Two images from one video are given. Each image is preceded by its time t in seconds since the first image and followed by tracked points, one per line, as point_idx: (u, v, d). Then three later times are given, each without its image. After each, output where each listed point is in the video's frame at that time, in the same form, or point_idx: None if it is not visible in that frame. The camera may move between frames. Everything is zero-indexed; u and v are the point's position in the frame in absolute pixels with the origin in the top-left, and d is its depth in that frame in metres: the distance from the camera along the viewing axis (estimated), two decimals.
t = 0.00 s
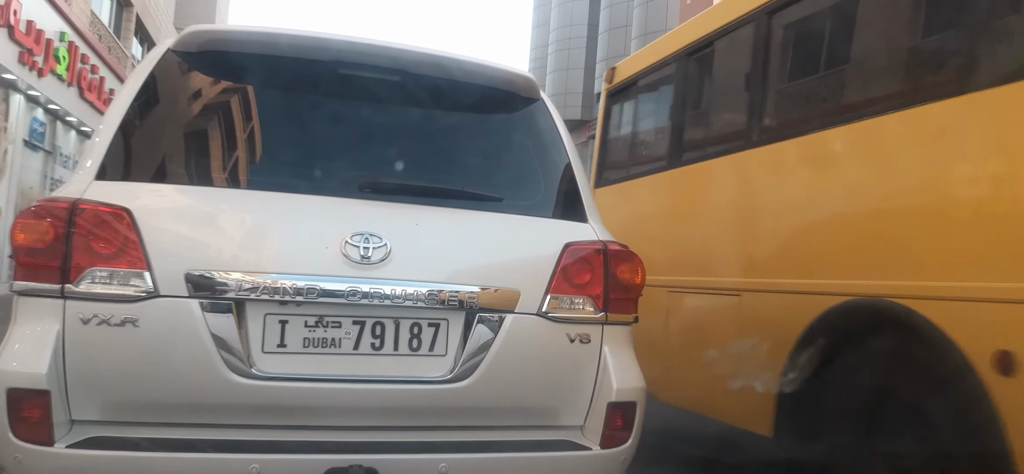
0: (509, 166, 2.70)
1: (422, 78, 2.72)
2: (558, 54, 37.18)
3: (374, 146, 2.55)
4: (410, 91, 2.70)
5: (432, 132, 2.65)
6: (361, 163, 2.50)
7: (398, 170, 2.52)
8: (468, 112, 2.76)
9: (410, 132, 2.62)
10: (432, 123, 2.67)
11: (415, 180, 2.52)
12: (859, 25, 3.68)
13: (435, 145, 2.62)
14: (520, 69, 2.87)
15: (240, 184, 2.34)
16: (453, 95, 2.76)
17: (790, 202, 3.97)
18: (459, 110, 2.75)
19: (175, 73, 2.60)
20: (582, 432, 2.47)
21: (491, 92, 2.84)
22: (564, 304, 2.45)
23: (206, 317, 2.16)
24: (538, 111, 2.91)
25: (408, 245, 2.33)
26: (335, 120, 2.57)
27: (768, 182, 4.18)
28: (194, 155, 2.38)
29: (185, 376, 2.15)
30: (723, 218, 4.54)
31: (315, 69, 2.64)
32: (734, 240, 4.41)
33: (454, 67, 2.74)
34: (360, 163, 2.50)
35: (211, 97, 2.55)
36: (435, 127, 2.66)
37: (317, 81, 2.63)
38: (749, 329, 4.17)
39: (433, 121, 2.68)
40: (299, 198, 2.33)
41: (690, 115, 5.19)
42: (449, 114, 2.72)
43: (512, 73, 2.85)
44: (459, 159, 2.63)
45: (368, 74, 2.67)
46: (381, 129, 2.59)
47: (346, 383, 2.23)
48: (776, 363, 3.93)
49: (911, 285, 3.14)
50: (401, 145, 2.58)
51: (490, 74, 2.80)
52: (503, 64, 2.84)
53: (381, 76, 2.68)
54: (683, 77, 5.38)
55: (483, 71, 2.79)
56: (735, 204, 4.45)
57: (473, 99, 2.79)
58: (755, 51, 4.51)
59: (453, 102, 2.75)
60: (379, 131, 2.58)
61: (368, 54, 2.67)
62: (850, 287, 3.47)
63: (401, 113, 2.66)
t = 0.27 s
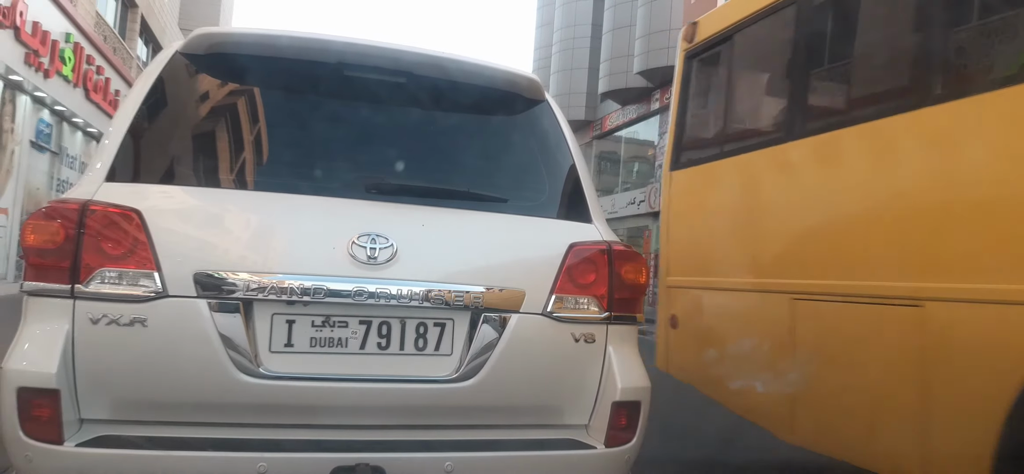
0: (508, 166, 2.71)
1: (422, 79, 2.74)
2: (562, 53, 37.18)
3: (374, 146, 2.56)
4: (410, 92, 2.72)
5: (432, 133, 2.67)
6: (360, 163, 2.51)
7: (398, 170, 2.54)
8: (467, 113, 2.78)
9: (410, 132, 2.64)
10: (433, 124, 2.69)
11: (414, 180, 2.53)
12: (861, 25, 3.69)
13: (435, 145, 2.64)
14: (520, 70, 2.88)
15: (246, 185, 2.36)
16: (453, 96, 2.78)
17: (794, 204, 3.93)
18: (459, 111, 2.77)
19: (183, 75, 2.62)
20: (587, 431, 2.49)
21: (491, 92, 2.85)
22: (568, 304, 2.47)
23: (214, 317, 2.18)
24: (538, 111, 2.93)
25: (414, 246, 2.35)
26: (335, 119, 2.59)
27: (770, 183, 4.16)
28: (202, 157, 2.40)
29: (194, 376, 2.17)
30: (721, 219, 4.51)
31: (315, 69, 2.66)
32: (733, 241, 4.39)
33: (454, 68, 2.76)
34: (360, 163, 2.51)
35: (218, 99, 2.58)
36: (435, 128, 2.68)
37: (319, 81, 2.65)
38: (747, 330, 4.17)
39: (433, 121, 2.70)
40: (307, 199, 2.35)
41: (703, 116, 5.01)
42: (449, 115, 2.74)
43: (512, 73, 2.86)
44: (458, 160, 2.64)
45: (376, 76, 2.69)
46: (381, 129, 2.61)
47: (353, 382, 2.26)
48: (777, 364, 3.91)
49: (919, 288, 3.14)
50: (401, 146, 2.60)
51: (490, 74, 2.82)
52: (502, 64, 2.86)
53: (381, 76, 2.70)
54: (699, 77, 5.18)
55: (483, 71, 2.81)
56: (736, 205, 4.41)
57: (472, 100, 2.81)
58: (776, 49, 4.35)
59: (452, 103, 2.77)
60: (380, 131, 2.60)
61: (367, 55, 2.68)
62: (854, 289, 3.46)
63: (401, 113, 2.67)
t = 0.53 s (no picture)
0: (508, 166, 2.72)
1: (423, 79, 2.76)
2: (566, 53, 37.19)
3: (374, 145, 2.59)
4: (411, 92, 2.74)
5: (431, 133, 2.68)
6: (359, 164, 2.53)
7: (398, 170, 2.56)
8: (467, 113, 2.80)
9: (410, 132, 2.66)
10: (433, 123, 2.71)
11: (414, 180, 2.55)
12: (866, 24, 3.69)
13: (435, 145, 2.66)
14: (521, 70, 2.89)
15: (254, 186, 2.38)
16: (454, 96, 2.79)
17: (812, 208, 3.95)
18: (459, 111, 2.78)
19: (193, 76, 2.65)
20: (592, 429, 2.51)
21: (492, 92, 2.86)
22: (574, 303, 2.49)
23: (224, 316, 2.20)
24: (539, 111, 2.94)
25: (421, 246, 2.36)
26: (334, 119, 2.62)
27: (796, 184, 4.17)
28: (210, 159, 2.42)
29: (204, 375, 2.19)
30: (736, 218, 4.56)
31: (315, 70, 2.68)
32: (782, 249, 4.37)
33: (454, 67, 2.78)
34: (360, 163, 2.54)
35: (227, 100, 2.60)
36: (435, 128, 2.70)
37: (318, 80, 2.68)
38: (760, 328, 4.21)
39: (433, 121, 2.72)
40: (315, 199, 2.37)
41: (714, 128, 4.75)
42: (450, 115, 2.76)
43: (513, 73, 2.87)
44: (458, 159, 2.66)
45: (380, 77, 2.72)
46: (382, 130, 2.63)
47: (361, 381, 2.28)
48: (788, 360, 3.98)
49: (928, 285, 3.16)
50: (400, 146, 2.62)
51: (490, 74, 2.83)
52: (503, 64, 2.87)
53: (382, 77, 2.72)
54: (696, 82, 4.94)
55: (483, 71, 2.82)
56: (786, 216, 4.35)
57: (473, 100, 2.82)
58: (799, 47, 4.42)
59: (453, 103, 2.79)
60: (380, 132, 2.63)
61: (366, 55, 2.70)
62: (867, 288, 3.47)
63: (401, 113, 2.70)
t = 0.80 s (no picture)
0: (510, 166, 2.73)
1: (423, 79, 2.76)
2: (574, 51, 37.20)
3: (372, 145, 2.61)
4: (411, 92, 2.76)
5: (430, 132, 2.69)
6: (358, 165, 2.55)
7: (398, 170, 2.58)
8: (467, 113, 2.80)
9: (410, 132, 2.67)
10: (432, 122, 2.72)
11: (413, 180, 2.57)
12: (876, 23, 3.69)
13: (434, 145, 2.66)
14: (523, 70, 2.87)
15: (268, 187, 2.41)
16: (454, 95, 2.80)
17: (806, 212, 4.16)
18: (459, 111, 2.78)
19: (208, 80, 2.69)
20: (603, 426, 2.55)
21: (494, 92, 2.86)
22: (585, 302, 2.52)
23: (242, 315, 2.25)
24: (549, 112, 2.94)
25: (434, 245, 2.40)
26: (333, 120, 2.64)
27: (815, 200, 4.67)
28: (225, 161, 2.47)
29: (222, 373, 2.24)
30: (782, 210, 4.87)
31: (314, 71, 2.71)
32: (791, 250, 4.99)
33: (452, 66, 2.78)
34: (358, 164, 2.55)
35: (243, 103, 2.65)
36: (434, 127, 2.71)
37: (317, 80, 2.70)
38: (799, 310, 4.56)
39: (433, 121, 2.73)
40: (329, 199, 2.41)
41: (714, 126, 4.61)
42: (450, 115, 2.77)
43: (514, 73, 2.85)
44: (458, 159, 2.67)
45: (378, 77, 2.74)
46: (382, 129, 2.65)
47: (376, 378, 2.33)
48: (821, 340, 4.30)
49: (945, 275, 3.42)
50: (401, 146, 2.63)
51: (491, 75, 2.82)
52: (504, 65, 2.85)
53: (381, 77, 2.73)
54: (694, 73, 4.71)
55: (485, 71, 2.81)
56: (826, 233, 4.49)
57: (474, 100, 2.83)
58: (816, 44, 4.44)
59: (452, 102, 2.79)
60: (380, 132, 2.64)
61: (366, 56, 2.70)
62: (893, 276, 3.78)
63: (401, 113, 2.71)
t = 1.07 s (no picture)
0: (511, 164, 2.74)
1: (423, 78, 2.76)
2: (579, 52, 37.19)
3: (371, 144, 2.62)
4: (411, 92, 2.77)
5: (430, 132, 2.70)
6: (357, 164, 2.57)
7: (398, 168, 2.59)
8: (467, 113, 2.81)
9: (410, 131, 2.69)
10: (432, 121, 2.74)
11: (414, 178, 2.58)
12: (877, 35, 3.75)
13: (433, 143, 2.68)
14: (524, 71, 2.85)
15: (274, 188, 2.43)
16: (454, 94, 2.80)
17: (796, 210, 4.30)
18: (460, 111, 2.79)
19: (213, 82, 2.71)
20: (607, 426, 2.57)
21: (494, 92, 2.86)
22: (589, 302, 2.53)
23: (248, 315, 2.27)
24: (554, 113, 2.95)
25: (438, 246, 2.41)
26: (333, 119, 2.65)
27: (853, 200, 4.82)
28: (231, 163, 2.48)
29: (229, 374, 2.25)
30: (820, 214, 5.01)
31: (314, 70, 2.71)
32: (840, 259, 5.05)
33: (453, 66, 2.76)
34: (357, 163, 2.57)
35: (248, 105, 2.67)
36: (433, 126, 2.72)
37: (317, 79, 2.71)
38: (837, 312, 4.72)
39: (433, 120, 2.74)
40: (335, 200, 2.42)
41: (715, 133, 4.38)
42: (450, 115, 2.78)
43: (515, 72, 2.83)
44: (459, 158, 2.68)
45: (380, 76, 2.73)
46: (382, 129, 2.67)
47: (381, 378, 2.34)
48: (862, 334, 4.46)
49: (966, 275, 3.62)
50: (401, 145, 2.64)
51: (491, 75, 2.80)
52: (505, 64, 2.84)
53: (382, 76, 2.74)
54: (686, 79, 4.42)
55: (485, 71, 2.79)
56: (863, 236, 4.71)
57: (474, 99, 2.83)
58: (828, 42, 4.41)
59: (453, 101, 2.80)
60: (379, 131, 2.66)
61: (366, 57, 2.69)
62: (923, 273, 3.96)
63: (401, 113, 2.73)
